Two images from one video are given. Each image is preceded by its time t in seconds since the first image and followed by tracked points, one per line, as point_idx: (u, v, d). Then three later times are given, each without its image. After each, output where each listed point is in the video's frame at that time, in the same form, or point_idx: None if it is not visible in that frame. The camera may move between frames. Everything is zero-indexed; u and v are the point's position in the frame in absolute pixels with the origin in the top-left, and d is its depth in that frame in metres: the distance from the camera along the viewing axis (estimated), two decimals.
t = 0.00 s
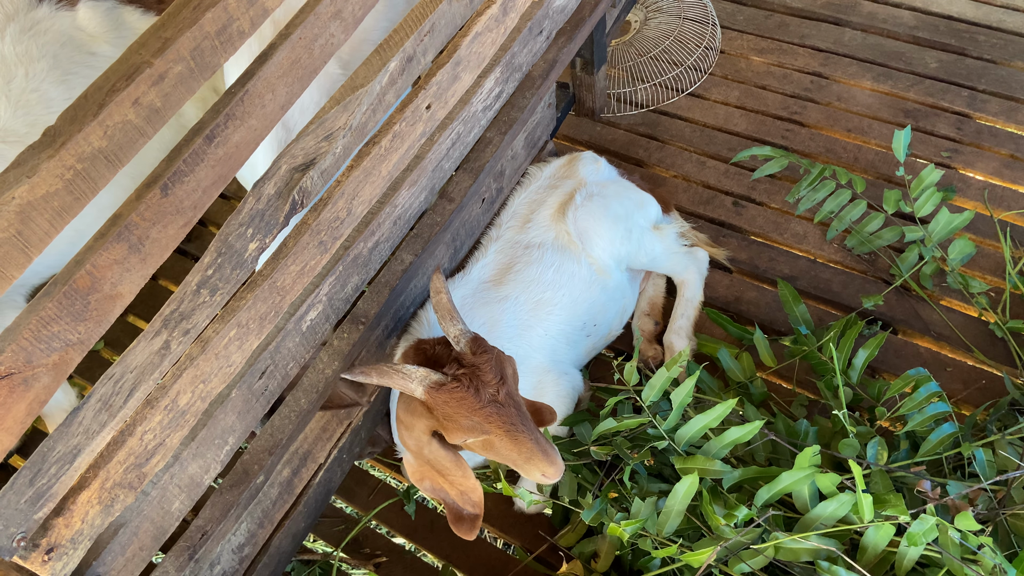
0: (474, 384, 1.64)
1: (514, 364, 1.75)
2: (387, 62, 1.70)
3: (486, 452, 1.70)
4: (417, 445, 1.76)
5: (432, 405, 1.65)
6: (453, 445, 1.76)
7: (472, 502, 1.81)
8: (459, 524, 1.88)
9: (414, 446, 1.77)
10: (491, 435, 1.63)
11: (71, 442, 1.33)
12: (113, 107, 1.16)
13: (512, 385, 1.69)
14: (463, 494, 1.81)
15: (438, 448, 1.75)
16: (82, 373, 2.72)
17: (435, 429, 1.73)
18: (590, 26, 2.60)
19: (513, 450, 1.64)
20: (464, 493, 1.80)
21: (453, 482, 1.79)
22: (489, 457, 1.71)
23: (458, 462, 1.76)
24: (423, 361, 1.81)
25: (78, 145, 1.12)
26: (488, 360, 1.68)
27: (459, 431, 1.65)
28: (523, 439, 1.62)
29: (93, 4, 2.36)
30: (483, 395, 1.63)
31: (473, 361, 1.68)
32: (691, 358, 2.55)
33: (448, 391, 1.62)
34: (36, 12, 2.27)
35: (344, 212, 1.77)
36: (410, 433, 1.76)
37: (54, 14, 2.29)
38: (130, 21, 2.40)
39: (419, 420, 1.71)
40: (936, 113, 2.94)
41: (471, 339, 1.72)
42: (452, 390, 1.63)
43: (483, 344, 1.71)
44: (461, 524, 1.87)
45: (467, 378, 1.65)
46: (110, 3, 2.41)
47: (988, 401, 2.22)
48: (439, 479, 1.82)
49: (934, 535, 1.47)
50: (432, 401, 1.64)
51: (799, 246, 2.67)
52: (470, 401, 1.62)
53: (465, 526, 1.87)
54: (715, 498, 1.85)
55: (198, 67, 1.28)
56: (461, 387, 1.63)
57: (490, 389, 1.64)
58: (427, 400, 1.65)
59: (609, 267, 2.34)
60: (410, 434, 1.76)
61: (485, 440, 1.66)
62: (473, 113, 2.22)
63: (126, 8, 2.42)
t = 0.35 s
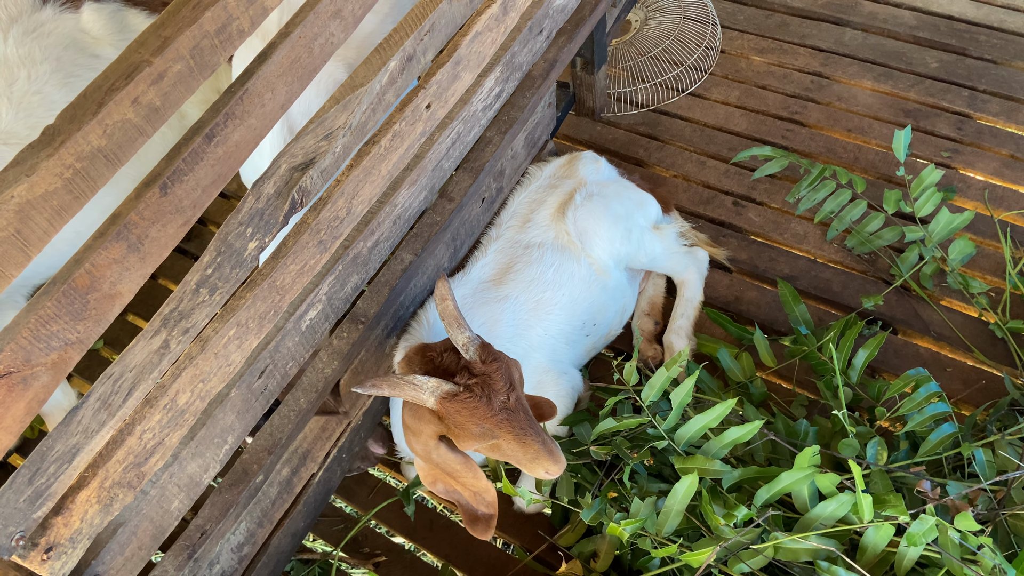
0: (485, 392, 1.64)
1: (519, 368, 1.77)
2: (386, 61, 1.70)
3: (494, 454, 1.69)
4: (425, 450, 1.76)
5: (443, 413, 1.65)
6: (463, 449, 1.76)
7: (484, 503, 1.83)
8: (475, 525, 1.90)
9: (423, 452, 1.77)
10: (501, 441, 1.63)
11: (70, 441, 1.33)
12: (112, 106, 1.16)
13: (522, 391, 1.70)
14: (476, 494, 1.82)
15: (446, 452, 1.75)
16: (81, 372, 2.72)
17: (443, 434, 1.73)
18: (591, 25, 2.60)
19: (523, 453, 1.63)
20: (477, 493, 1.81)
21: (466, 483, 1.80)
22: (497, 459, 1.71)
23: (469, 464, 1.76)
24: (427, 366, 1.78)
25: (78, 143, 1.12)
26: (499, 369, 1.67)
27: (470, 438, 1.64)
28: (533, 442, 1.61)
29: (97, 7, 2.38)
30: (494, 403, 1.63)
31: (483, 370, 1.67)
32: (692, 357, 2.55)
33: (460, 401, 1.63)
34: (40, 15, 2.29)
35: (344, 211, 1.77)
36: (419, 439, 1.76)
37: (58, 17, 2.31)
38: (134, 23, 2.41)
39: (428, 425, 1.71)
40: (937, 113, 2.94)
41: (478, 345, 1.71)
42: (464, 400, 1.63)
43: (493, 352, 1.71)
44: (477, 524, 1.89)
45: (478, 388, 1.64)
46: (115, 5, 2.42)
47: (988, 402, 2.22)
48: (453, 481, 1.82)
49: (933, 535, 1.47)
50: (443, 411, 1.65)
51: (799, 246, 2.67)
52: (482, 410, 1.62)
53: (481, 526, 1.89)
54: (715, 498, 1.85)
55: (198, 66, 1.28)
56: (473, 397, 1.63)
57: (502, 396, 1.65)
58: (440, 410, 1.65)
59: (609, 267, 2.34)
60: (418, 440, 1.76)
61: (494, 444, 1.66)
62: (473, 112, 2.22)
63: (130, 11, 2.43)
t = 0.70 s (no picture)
0: (511, 424, 1.65)
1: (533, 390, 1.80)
2: (388, 60, 1.70)
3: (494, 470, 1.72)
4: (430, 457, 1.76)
5: (465, 436, 1.65)
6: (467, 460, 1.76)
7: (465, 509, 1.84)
8: (452, 529, 1.88)
9: (428, 460, 1.78)
10: (512, 465, 1.67)
11: (72, 440, 1.33)
12: (114, 104, 1.16)
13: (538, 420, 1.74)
14: (459, 500, 1.83)
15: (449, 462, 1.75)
16: (81, 371, 2.72)
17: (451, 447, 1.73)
18: (592, 24, 2.60)
19: (526, 473, 1.68)
20: (460, 499, 1.82)
21: (453, 489, 1.81)
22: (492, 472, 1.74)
23: (467, 475, 1.76)
24: (454, 386, 1.78)
25: (79, 142, 1.12)
26: (527, 405, 1.70)
27: (485, 461, 1.66)
28: (537, 464, 1.67)
29: (95, 7, 2.37)
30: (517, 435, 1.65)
31: (513, 404, 1.68)
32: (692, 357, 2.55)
33: (487, 431, 1.63)
34: (38, 15, 2.27)
35: (345, 210, 1.77)
36: (428, 448, 1.75)
37: (56, 17, 2.29)
38: (132, 24, 2.41)
39: (441, 439, 1.71)
40: (937, 113, 2.94)
41: (510, 376, 1.71)
42: (492, 430, 1.63)
43: (522, 385, 1.72)
44: (454, 529, 1.88)
45: (507, 420, 1.65)
46: (113, 6, 2.41)
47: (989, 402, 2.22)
48: (440, 485, 1.83)
49: (934, 535, 1.47)
50: (468, 436, 1.64)
51: (799, 246, 2.67)
52: (507, 442, 1.64)
53: (457, 531, 1.88)
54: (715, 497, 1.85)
55: (199, 64, 1.28)
56: (501, 429, 1.63)
57: (524, 428, 1.67)
58: (464, 436, 1.65)
59: (610, 266, 2.34)
60: (427, 449, 1.76)
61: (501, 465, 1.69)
62: (474, 111, 2.22)
63: (128, 11, 2.42)
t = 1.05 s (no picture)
0: (536, 443, 1.65)
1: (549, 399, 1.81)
2: (387, 58, 1.69)
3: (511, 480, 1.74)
4: (451, 471, 1.77)
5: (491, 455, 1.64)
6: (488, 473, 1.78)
7: (488, 520, 1.85)
8: (478, 538, 1.88)
9: (450, 476, 1.78)
10: (529, 476, 1.69)
11: (71, 438, 1.33)
12: (113, 101, 1.15)
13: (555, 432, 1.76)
14: (483, 510, 1.84)
15: (471, 476, 1.77)
16: (81, 369, 2.71)
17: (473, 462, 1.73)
18: (593, 23, 2.60)
19: (538, 479, 1.70)
20: (484, 509, 1.84)
21: (476, 500, 1.82)
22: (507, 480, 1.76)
23: (491, 486, 1.79)
24: (477, 405, 1.74)
25: (78, 139, 1.12)
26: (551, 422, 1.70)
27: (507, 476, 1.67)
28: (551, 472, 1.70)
29: (87, 13, 2.35)
30: (541, 451, 1.66)
31: (537, 424, 1.67)
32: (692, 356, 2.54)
33: (514, 450, 1.63)
34: (29, 22, 2.29)
35: (345, 208, 1.77)
36: (449, 464, 1.76)
37: (47, 24, 2.29)
38: (124, 30, 2.38)
39: (464, 455, 1.71)
40: (939, 111, 2.93)
41: (534, 396, 1.69)
42: (519, 450, 1.63)
43: (546, 404, 1.72)
44: (481, 538, 1.88)
45: (534, 440, 1.65)
46: (104, 12, 2.38)
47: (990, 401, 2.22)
48: (461, 498, 1.84)
49: (935, 534, 1.47)
50: (494, 456, 1.64)
51: (800, 245, 2.66)
52: (532, 459, 1.64)
53: (484, 540, 1.88)
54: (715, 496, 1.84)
55: (199, 61, 1.28)
56: (529, 449, 1.63)
57: (547, 444, 1.68)
58: (490, 455, 1.65)
59: (611, 264, 2.34)
60: (448, 465, 1.76)
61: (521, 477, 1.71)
62: (475, 110, 2.22)
63: (120, 17, 2.39)
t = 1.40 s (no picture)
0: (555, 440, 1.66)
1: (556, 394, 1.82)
2: (387, 57, 1.69)
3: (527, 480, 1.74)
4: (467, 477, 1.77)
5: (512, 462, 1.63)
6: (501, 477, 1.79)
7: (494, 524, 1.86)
8: (484, 543, 1.88)
9: (466, 482, 1.78)
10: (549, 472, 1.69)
11: (72, 437, 1.33)
12: (114, 101, 1.15)
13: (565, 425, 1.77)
14: (488, 515, 1.84)
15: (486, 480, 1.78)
16: (81, 368, 2.72)
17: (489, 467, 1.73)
18: (593, 21, 2.60)
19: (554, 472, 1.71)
20: (490, 514, 1.84)
21: (485, 506, 1.82)
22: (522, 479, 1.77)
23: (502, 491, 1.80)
24: (492, 413, 1.74)
25: (79, 138, 1.12)
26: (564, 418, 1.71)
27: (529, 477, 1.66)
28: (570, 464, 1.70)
29: (91, 11, 2.35)
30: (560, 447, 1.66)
31: (553, 422, 1.68)
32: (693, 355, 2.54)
33: (536, 452, 1.62)
34: (34, 20, 2.29)
35: (345, 208, 1.77)
36: (466, 471, 1.75)
37: (51, 23, 2.29)
38: (128, 28, 2.37)
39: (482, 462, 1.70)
40: (939, 111, 2.93)
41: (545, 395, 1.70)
42: (540, 451, 1.62)
43: (558, 402, 1.73)
44: (487, 543, 1.87)
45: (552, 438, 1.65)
46: (108, 10, 2.37)
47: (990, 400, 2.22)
48: (469, 504, 1.83)
49: (935, 534, 1.47)
50: (516, 462, 1.63)
51: (800, 244, 2.67)
52: (552, 457, 1.64)
53: (490, 545, 1.87)
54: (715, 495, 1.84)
55: (200, 61, 1.28)
56: (549, 448, 1.63)
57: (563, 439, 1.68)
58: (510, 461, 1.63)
59: (611, 263, 2.34)
60: (465, 473, 1.76)
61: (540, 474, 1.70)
62: (475, 109, 2.22)
63: (125, 16, 2.38)
